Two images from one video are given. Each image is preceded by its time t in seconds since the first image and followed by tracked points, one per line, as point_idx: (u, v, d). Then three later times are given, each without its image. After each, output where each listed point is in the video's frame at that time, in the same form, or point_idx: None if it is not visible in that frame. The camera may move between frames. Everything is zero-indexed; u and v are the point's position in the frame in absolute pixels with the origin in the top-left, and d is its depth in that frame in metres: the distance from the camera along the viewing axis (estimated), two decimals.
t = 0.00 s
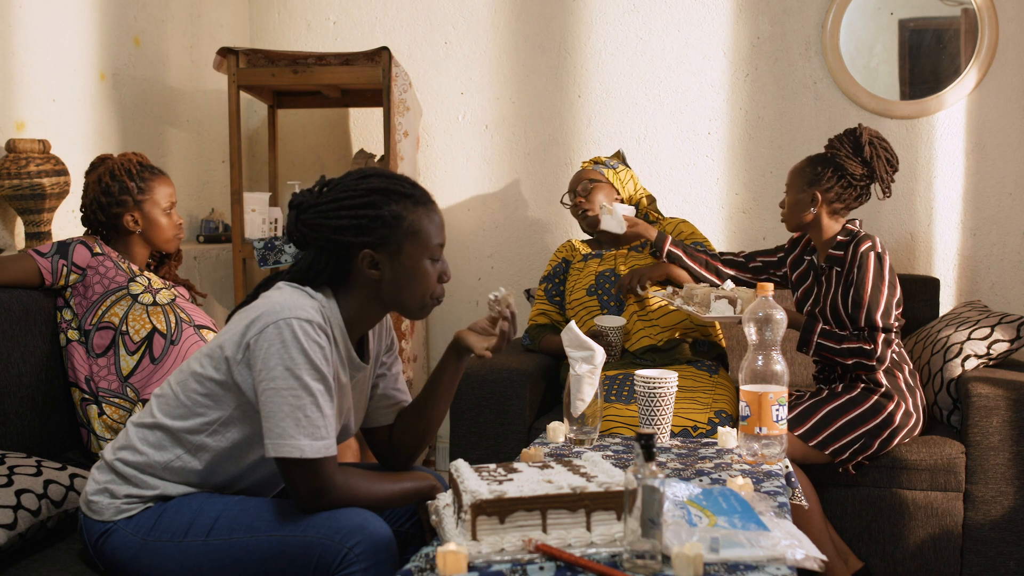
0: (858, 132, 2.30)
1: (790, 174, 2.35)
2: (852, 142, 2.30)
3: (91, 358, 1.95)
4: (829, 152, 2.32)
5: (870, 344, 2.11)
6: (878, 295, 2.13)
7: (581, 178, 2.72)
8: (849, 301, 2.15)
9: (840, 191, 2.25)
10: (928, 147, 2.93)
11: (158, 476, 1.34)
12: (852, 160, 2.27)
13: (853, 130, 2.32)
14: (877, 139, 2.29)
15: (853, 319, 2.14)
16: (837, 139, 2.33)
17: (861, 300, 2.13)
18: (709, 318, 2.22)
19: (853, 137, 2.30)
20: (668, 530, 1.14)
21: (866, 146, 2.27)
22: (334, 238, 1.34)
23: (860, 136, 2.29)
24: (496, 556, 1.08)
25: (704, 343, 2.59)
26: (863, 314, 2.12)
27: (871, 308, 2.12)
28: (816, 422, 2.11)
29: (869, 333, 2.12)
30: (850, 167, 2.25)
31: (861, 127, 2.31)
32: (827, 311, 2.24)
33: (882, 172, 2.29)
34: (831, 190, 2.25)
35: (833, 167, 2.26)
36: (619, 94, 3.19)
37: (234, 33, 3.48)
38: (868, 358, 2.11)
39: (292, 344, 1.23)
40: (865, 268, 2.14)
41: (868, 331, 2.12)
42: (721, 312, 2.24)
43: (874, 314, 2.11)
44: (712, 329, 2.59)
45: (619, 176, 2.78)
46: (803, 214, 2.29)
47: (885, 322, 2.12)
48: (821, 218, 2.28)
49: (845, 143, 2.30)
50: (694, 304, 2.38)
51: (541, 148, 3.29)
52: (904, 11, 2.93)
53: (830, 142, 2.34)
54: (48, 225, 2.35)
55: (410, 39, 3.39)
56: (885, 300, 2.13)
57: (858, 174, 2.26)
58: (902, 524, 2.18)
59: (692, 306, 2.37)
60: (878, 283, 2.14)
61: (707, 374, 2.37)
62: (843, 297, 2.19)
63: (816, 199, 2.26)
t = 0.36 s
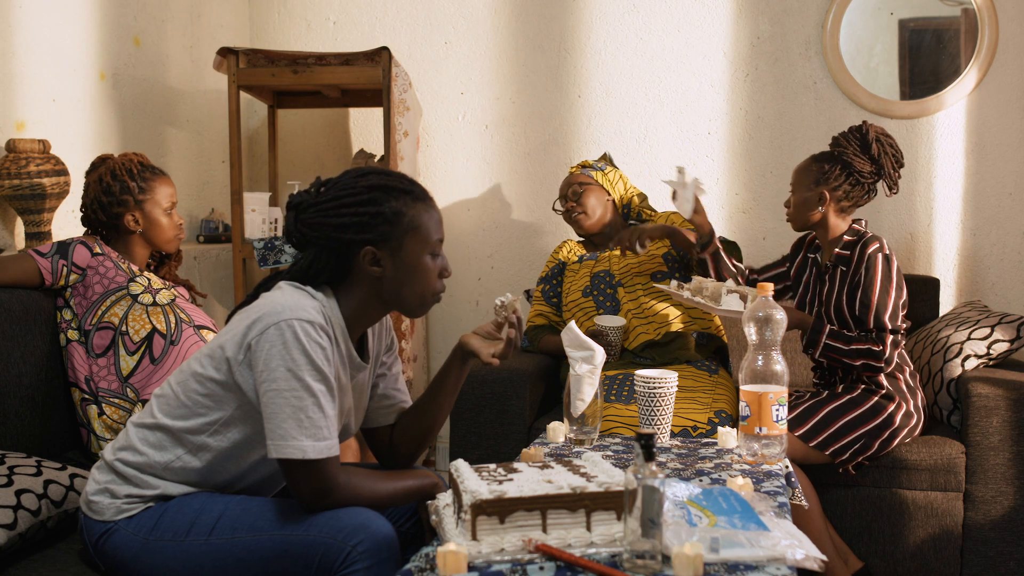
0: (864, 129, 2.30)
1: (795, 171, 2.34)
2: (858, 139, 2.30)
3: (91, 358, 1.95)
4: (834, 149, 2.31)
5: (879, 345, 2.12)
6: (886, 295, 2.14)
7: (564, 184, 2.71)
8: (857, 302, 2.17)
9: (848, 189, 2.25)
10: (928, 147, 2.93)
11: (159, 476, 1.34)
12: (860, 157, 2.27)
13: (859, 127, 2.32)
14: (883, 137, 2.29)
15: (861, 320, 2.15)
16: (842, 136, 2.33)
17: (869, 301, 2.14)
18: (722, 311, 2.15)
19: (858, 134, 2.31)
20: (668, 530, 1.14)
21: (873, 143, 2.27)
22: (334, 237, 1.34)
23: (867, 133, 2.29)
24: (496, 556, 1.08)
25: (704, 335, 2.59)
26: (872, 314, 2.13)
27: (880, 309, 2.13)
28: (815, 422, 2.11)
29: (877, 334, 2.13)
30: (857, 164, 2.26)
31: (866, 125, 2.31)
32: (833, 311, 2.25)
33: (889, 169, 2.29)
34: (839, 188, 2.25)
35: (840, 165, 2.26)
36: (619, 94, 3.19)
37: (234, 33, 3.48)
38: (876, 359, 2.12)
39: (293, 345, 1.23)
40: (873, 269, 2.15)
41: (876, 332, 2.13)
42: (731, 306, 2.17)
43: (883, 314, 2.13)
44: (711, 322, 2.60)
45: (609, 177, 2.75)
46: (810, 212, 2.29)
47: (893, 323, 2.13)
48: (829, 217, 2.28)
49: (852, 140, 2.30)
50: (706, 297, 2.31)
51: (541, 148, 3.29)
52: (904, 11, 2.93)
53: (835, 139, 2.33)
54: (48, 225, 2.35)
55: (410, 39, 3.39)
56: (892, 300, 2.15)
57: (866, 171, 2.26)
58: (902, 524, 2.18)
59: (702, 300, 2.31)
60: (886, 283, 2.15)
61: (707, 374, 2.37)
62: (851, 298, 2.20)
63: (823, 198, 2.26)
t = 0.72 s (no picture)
0: (860, 128, 2.30)
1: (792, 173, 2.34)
2: (855, 139, 2.29)
3: (91, 358, 1.95)
4: (831, 149, 2.31)
5: (884, 346, 2.11)
6: (888, 295, 2.14)
7: (608, 180, 2.68)
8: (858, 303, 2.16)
9: (846, 189, 2.25)
10: (928, 147, 2.93)
11: (161, 476, 1.34)
12: (857, 157, 2.27)
13: (855, 126, 2.31)
14: (880, 135, 2.29)
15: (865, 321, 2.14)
16: (838, 136, 2.32)
17: (872, 301, 2.13)
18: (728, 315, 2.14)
19: (853, 132, 2.31)
20: (668, 530, 1.14)
21: (870, 143, 2.27)
22: (340, 239, 1.33)
23: (863, 132, 2.29)
24: (496, 556, 1.08)
25: (705, 339, 2.57)
26: (875, 314, 2.13)
27: (882, 309, 2.13)
28: (816, 422, 2.11)
29: (881, 335, 2.13)
30: (855, 164, 2.25)
31: (862, 123, 2.31)
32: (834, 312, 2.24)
33: (887, 168, 2.29)
34: (837, 188, 2.25)
35: (838, 165, 2.26)
36: (619, 94, 3.19)
37: (234, 33, 3.48)
38: (881, 359, 2.12)
39: (298, 345, 1.23)
40: (874, 269, 2.15)
41: (880, 332, 2.13)
42: (736, 309, 2.18)
43: (886, 313, 2.13)
44: (712, 323, 2.59)
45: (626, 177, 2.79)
46: (809, 215, 2.29)
47: (897, 324, 2.15)
48: (829, 218, 2.27)
49: (849, 139, 2.30)
50: (711, 301, 2.29)
51: (541, 148, 3.29)
52: (904, 11, 2.93)
53: (832, 139, 2.32)
54: (48, 225, 2.35)
55: (410, 39, 3.39)
56: (894, 300, 2.14)
57: (864, 171, 2.26)
58: (902, 524, 2.18)
59: (708, 303, 2.28)
60: (887, 283, 2.15)
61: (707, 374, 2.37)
62: (852, 299, 2.20)
63: (823, 198, 2.25)
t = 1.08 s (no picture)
0: (857, 127, 2.30)
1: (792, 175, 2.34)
2: (853, 137, 2.29)
3: (91, 358, 1.95)
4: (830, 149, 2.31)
5: (885, 345, 2.13)
6: (889, 296, 2.14)
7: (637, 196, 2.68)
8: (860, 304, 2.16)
9: (847, 188, 2.25)
10: (928, 147, 2.93)
11: (161, 476, 1.33)
12: (856, 156, 2.27)
13: (851, 125, 2.31)
14: (877, 132, 2.29)
15: (867, 321, 2.15)
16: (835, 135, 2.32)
17: (873, 302, 2.14)
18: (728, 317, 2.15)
19: (851, 130, 2.31)
20: (668, 530, 1.14)
21: (868, 141, 2.27)
22: (349, 243, 1.32)
23: (860, 131, 2.29)
24: (497, 556, 1.07)
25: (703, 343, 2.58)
26: (877, 315, 2.13)
27: (883, 309, 2.13)
28: (816, 422, 2.11)
29: (883, 335, 2.14)
30: (855, 163, 2.25)
31: (859, 122, 2.31)
32: (834, 312, 2.24)
33: (886, 164, 2.29)
34: (837, 188, 2.25)
35: (837, 165, 2.26)
36: (619, 93, 3.19)
37: (234, 33, 3.48)
38: (884, 359, 2.13)
39: (301, 345, 1.22)
40: (875, 269, 2.15)
41: (882, 333, 2.14)
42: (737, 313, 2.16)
43: (887, 314, 2.13)
44: (712, 329, 2.59)
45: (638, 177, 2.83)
46: (810, 216, 2.28)
47: (898, 324, 2.16)
48: (830, 219, 2.27)
49: (847, 139, 2.30)
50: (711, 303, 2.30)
51: (541, 148, 3.29)
52: (904, 11, 2.92)
53: (830, 139, 2.32)
54: (48, 225, 2.34)
55: (410, 39, 3.39)
56: (895, 301, 2.15)
57: (863, 169, 2.26)
58: (902, 524, 2.18)
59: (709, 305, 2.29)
60: (888, 284, 2.15)
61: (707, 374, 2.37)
62: (853, 299, 2.20)
63: (823, 199, 2.25)
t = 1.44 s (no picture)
0: (876, 135, 2.33)
1: (810, 168, 2.25)
2: (872, 144, 2.32)
3: (89, 358, 1.95)
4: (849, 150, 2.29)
5: (887, 345, 2.12)
6: (888, 295, 2.14)
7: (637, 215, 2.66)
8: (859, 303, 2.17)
9: (862, 194, 2.30)
10: (927, 147, 2.93)
11: (162, 475, 1.33)
12: (872, 163, 2.31)
13: (871, 131, 2.33)
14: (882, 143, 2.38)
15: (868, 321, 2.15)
16: (857, 138, 2.31)
17: (873, 302, 2.14)
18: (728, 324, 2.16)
19: (863, 132, 2.32)
20: (668, 530, 1.14)
21: (882, 151, 2.33)
22: (355, 249, 1.32)
23: (877, 139, 2.33)
24: (496, 556, 1.07)
25: (703, 345, 2.58)
26: (878, 316, 2.14)
27: (884, 309, 2.14)
28: (816, 422, 2.11)
29: (884, 335, 2.14)
30: (872, 172, 2.30)
31: (875, 130, 2.35)
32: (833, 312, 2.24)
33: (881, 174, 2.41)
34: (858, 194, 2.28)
35: (863, 172, 2.28)
36: (619, 93, 3.19)
37: (234, 33, 3.48)
38: (886, 359, 2.13)
39: (304, 344, 1.22)
40: (874, 269, 2.15)
41: (883, 333, 2.14)
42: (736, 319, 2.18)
43: (887, 314, 2.13)
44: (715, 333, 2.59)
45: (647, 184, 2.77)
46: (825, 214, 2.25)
47: (898, 323, 2.16)
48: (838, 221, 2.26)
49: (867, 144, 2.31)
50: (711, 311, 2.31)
51: (541, 148, 3.29)
52: (904, 11, 2.92)
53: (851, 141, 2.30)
54: (47, 225, 2.34)
55: (410, 39, 3.39)
56: (895, 300, 2.15)
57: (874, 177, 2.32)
58: (902, 524, 2.18)
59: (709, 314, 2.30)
60: (888, 283, 2.15)
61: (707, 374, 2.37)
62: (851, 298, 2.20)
63: (847, 203, 2.26)
